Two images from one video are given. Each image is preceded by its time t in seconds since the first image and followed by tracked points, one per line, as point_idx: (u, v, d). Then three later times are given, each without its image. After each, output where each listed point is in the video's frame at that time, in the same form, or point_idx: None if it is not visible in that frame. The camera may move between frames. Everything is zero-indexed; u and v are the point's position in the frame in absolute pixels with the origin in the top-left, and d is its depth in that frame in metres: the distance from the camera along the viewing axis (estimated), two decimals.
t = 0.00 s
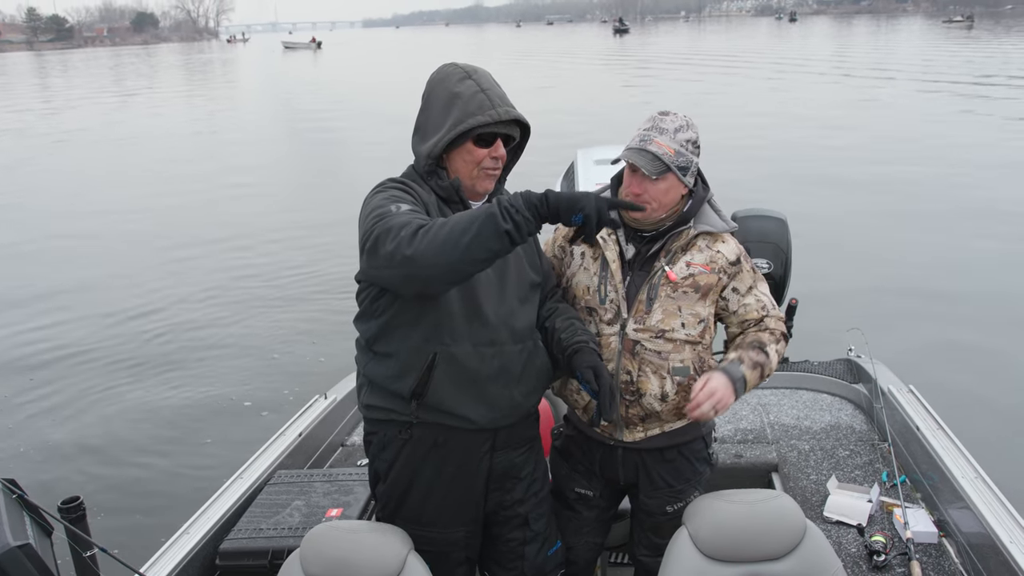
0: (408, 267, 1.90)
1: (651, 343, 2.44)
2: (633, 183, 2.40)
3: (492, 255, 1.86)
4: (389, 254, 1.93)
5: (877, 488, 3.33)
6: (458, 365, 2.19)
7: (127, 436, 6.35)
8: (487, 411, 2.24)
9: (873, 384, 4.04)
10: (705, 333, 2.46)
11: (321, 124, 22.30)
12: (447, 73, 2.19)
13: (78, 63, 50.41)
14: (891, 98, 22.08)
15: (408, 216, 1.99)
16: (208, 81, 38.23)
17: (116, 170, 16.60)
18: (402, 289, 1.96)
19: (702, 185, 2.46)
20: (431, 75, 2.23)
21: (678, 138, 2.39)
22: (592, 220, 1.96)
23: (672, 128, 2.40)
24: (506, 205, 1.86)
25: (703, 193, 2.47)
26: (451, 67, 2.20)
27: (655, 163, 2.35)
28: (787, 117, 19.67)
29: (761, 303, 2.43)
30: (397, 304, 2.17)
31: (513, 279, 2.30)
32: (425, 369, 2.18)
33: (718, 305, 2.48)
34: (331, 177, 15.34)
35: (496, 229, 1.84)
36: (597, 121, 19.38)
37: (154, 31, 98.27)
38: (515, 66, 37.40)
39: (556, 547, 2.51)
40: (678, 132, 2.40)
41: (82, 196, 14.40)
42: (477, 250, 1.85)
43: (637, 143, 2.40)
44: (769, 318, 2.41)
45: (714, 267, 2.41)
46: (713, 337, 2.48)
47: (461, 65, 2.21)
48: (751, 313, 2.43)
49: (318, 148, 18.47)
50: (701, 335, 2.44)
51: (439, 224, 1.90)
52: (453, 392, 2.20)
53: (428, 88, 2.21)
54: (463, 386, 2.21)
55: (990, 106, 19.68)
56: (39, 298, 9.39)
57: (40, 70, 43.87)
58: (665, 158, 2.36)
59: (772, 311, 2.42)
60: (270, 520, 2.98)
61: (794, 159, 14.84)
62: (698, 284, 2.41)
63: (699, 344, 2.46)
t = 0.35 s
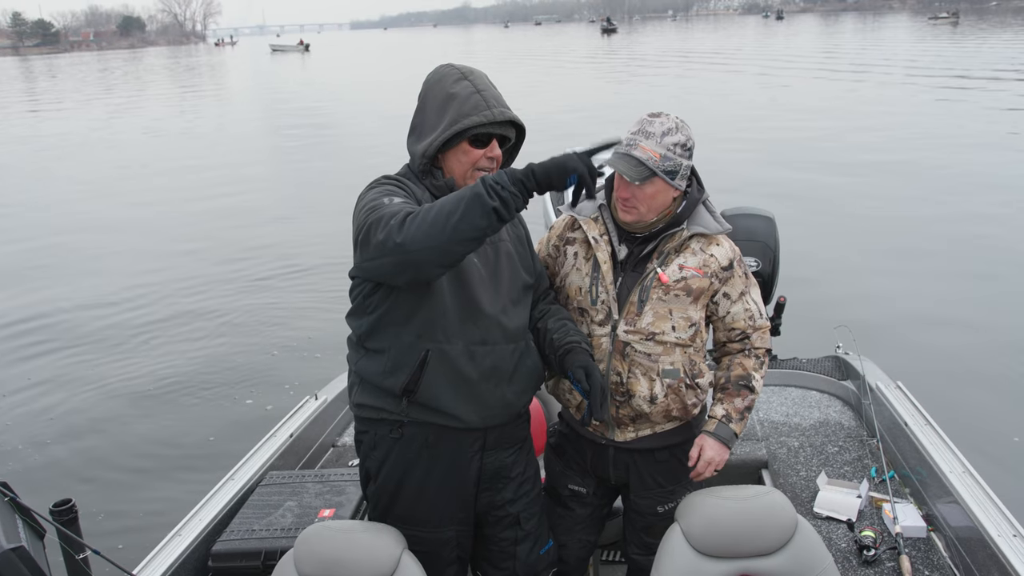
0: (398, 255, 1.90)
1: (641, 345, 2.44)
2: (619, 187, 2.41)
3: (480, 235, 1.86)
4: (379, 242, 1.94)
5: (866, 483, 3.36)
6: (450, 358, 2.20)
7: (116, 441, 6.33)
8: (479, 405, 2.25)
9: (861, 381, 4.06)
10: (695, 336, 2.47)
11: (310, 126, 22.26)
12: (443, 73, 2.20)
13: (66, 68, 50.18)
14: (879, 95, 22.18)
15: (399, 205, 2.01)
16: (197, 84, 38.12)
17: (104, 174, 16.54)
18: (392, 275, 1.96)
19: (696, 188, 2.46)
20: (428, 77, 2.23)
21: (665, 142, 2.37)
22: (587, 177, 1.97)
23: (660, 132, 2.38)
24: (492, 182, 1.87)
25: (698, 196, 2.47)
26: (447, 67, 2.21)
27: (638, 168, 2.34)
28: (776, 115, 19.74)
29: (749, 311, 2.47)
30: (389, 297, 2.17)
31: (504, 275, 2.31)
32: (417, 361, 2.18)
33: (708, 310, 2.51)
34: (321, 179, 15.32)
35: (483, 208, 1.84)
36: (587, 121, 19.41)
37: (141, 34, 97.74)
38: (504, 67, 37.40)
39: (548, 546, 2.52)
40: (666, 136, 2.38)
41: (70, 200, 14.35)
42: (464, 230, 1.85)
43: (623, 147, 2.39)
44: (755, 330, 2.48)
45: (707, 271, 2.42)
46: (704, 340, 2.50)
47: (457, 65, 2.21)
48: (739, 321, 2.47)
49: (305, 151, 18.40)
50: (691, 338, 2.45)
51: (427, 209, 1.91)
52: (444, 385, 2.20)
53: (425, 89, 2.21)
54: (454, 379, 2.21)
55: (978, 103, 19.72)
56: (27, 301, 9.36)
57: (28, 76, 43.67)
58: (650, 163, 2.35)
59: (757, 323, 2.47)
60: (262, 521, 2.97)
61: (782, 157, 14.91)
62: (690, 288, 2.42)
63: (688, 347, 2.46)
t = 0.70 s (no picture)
0: (389, 258, 1.90)
1: (637, 340, 2.45)
2: (609, 180, 2.46)
3: (472, 253, 1.87)
4: (371, 245, 1.94)
5: (855, 478, 3.39)
6: (443, 363, 2.20)
7: (105, 441, 6.30)
8: (472, 408, 2.26)
9: (850, 376, 4.08)
10: (691, 331, 2.47)
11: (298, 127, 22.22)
12: (438, 72, 2.20)
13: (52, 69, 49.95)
14: (866, 93, 22.28)
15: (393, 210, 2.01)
16: (184, 86, 38.01)
17: (91, 176, 16.47)
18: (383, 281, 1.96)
19: (692, 186, 2.47)
20: (423, 73, 2.23)
21: (653, 136, 2.40)
22: (574, 238, 2.00)
23: (650, 127, 2.43)
24: (492, 207, 1.88)
25: (694, 192, 2.48)
26: (442, 66, 2.21)
27: (623, 159, 2.38)
28: (763, 114, 19.81)
29: (741, 301, 2.42)
30: (383, 298, 2.17)
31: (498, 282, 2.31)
32: (409, 363, 2.18)
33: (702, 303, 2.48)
34: (309, 180, 15.30)
35: (480, 229, 1.86)
36: (575, 120, 19.43)
37: (128, 36, 97.23)
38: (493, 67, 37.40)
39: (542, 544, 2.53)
40: (654, 131, 2.41)
41: (57, 202, 14.28)
42: (458, 247, 1.85)
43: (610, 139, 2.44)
44: (749, 321, 2.39)
45: (701, 265, 2.42)
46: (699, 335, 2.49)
47: (451, 63, 2.21)
48: (730, 310, 2.43)
49: (293, 152, 18.36)
50: (686, 333, 2.45)
51: (422, 218, 1.92)
52: (437, 388, 2.21)
53: (419, 86, 2.22)
54: (446, 383, 2.22)
55: (966, 101, 19.79)
56: (15, 303, 9.31)
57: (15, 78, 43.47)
58: (635, 154, 2.38)
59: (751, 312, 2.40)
60: (254, 521, 2.97)
61: (770, 155, 14.97)
62: (685, 283, 2.42)
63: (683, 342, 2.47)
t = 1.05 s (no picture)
0: (378, 261, 1.91)
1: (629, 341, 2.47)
2: (603, 179, 2.46)
3: (460, 248, 1.88)
4: (360, 248, 1.94)
5: (845, 476, 3.40)
6: (434, 363, 2.21)
7: (95, 447, 6.27)
8: (463, 408, 2.26)
9: (839, 375, 4.11)
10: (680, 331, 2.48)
11: (286, 130, 22.16)
12: (426, 75, 2.21)
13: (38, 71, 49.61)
14: (854, 95, 22.39)
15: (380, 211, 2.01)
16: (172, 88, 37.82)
17: (78, 180, 16.38)
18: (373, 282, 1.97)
19: (683, 189, 2.48)
20: (410, 79, 2.24)
21: (647, 136, 2.41)
22: (567, 198, 1.99)
23: (643, 127, 2.44)
24: (475, 197, 1.88)
25: (684, 194, 2.49)
26: (428, 69, 2.22)
27: (616, 158, 2.40)
28: (751, 115, 19.89)
29: (725, 300, 2.44)
30: (373, 302, 2.18)
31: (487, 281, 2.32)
32: (400, 365, 2.19)
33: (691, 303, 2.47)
34: (298, 183, 15.28)
35: (466, 222, 1.86)
36: (564, 122, 19.46)
37: (114, 39, 96.78)
38: (482, 69, 37.38)
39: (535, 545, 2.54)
40: (648, 131, 2.43)
41: (43, 206, 14.21)
42: (445, 242, 1.86)
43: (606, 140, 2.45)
44: (732, 319, 2.41)
45: (691, 265, 2.44)
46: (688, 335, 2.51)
47: (438, 66, 2.22)
48: (713, 307, 2.43)
49: (282, 155, 18.31)
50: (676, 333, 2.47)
51: (408, 217, 1.92)
52: (428, 388, 2.21)
53: (407, 91, 2.23)
54: (438, 384, 2.22)
55: (951, 102, 19.91)
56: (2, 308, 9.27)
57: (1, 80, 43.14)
58: (630, 154, 2.38)
59: (734, 312, 2.42)
60: (246, 525, 2.96)
61: (758, 156, 15.02)
62: (675, 283, 2.43)
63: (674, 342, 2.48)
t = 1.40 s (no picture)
0: (363, 276, 1.91)
1: (624, 344, 2.47)
2: (620, 210, 2.41)
3: (447, 266, 1.89)
4: (345, 263, 1.94)
5: (838, 479, 3.41)
6: (426, 372, 2.21)
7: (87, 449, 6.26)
8: (455, 416, 2.26)
9: (831, 379, 4.13)
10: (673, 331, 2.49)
11: (279, 132, 22.13)
12: (411, 81, 2.22)
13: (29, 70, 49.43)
14: (846, 98, 22.51)
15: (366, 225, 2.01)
16: (164, 89, 37.71)
17: (69, 181, 16.33)
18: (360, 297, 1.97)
19: (679, 197, 2.52)
20: (395, 84, 2.25)
21: (655, 155, 2.40)
22: (552, 235, 2.08)
23: (646, 147, 2.40)
24: (462, 217, 1.90)
25: (679, 201, 2.52)
26: (413, 75, 2.22)
27: (644, 191, 2.36)
28: (744, 119, 19.97)
29: (702, 291, 2.40)
30: (363, 311, 2.17)
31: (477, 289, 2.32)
32: (391, 374, 2.19)
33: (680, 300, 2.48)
34: (291, 185, 15.26)
35: (452, 241, 1.87)
36: (558, 125, 19.49)
37: (105, 39, 96.29)
38: (475, 71, 37.41)
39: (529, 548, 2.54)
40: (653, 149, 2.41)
41: (35, 208, 14.16)
42: (432, 260, 1.87)
43: (620, 174, 2.38)
44: (708, 306, 2.36)
45: (683, 264, 2.44)
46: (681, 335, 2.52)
47: (423, 71, 2.23)
48: (691, 295, 2.39)
49: (275, 157, 18.29)
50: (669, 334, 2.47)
51: (394, 233, 1.93)
52: (419, 397, 2.22)
53: (392, 97, 2.24)
54: (429, 393, 2.23)
55: (942, 107, 20.02)
56: None
57: None
58: (650, 181, 2.37)
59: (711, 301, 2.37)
60: (240, 530, 2.96)
61: (751, 159, 15.08)
62: (667, 282, 2.43)
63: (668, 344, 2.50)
